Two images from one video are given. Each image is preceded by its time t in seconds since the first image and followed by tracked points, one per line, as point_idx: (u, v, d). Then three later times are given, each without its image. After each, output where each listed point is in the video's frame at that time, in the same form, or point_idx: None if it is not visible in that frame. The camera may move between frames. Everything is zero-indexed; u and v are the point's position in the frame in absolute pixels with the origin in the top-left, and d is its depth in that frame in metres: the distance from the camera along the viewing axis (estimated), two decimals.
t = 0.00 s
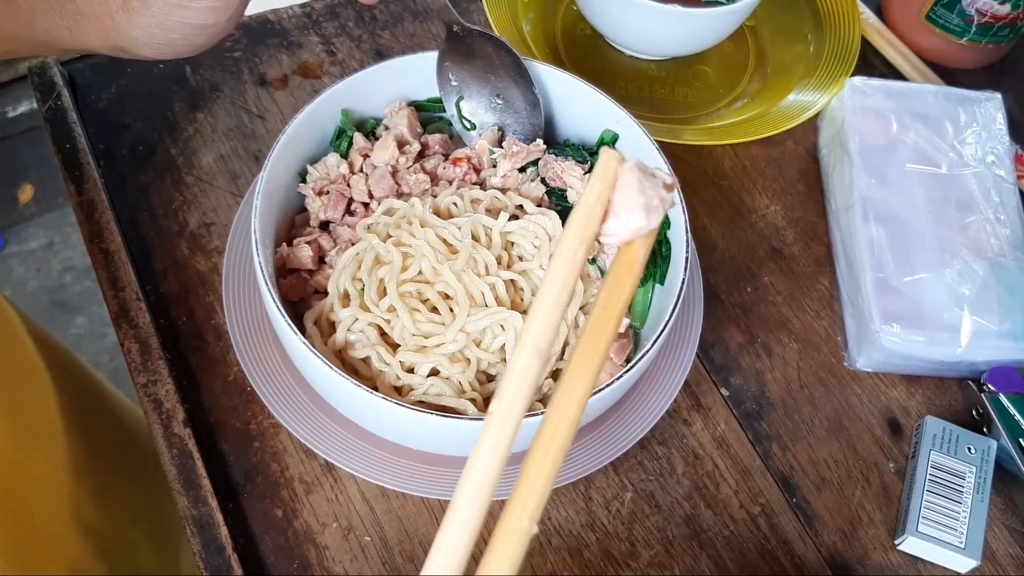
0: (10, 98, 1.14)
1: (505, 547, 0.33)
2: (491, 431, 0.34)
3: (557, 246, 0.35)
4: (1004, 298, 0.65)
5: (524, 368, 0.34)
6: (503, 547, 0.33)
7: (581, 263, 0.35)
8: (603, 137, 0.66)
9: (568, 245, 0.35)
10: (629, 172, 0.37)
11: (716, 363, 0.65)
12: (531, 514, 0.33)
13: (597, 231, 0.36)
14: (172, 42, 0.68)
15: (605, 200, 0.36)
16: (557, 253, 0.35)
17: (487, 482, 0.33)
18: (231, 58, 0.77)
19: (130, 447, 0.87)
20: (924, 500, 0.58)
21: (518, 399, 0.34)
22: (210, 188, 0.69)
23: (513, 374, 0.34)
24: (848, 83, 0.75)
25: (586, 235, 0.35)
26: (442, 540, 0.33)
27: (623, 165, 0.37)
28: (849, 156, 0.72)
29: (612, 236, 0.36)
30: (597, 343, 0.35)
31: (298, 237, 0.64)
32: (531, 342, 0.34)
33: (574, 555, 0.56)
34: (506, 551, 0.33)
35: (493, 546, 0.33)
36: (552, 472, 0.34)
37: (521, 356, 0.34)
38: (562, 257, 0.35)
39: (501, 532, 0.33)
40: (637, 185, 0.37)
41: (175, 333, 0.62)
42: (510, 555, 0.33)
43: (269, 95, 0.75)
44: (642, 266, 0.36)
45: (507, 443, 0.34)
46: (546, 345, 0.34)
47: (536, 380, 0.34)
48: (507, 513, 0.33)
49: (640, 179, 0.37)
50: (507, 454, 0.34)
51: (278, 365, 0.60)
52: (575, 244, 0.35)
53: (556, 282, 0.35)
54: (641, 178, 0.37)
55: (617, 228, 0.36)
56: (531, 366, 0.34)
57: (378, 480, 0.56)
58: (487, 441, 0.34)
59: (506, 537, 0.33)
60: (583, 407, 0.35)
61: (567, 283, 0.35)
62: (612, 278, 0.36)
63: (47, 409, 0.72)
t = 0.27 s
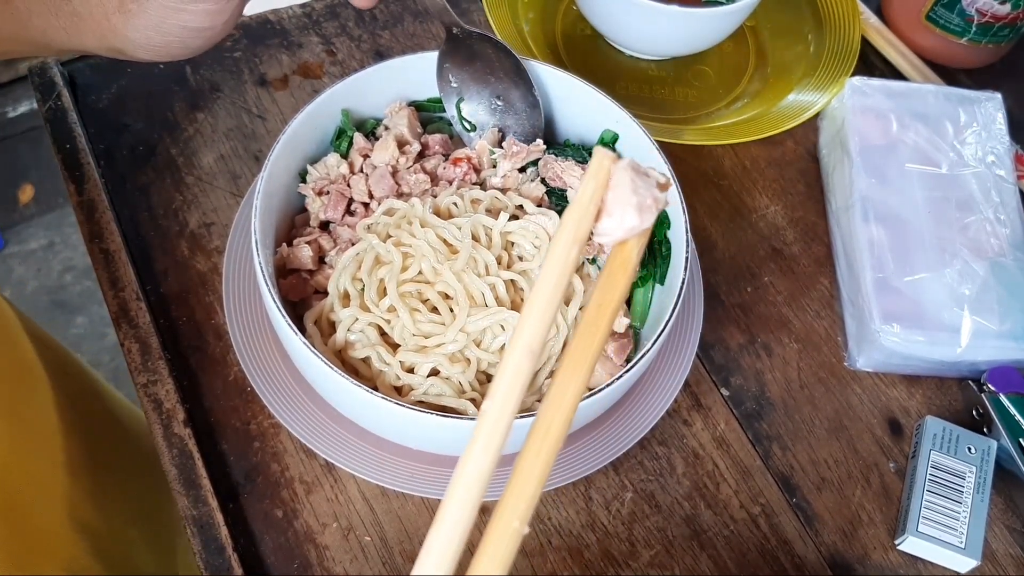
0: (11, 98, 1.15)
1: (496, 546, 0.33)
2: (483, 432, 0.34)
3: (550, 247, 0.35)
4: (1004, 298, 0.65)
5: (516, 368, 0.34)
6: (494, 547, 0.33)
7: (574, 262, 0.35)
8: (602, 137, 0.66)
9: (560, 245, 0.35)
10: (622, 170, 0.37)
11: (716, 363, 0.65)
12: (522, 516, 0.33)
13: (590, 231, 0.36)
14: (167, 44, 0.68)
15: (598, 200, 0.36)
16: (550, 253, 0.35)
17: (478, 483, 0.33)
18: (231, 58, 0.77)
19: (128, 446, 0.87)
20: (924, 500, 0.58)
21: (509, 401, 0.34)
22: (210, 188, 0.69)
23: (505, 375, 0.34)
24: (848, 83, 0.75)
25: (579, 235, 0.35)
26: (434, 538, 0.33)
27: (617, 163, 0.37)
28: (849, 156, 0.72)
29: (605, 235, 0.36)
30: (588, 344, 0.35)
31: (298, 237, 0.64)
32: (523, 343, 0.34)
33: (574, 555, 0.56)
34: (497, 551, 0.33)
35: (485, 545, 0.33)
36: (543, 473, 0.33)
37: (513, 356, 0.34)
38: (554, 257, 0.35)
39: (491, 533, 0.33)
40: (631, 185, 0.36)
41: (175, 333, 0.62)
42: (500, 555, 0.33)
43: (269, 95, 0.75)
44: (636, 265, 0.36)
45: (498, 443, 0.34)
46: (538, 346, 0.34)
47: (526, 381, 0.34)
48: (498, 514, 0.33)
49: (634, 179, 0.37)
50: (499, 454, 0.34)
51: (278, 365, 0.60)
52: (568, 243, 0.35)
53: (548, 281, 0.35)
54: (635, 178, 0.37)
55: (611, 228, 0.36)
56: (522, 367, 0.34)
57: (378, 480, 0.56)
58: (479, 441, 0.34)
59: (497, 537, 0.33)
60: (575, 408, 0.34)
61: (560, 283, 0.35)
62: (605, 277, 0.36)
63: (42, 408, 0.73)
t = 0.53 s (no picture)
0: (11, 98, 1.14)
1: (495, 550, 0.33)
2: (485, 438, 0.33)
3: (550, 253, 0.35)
4: (1005, 298, 0.65)
5: (516, 377, 0.33)
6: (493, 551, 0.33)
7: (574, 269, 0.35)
8: (603, 137, 0.66)
9: (560, 252, 0.35)
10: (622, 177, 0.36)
11: (716, 363, 0.65)
12: (520, 522, 0.33)
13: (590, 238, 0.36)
14: (167, 46, 0.68)
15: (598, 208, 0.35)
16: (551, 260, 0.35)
17: (479, 485, 0.33)
18: (232, 58, 0.77)
19: (128, 446, 0.88)
20: (924, 500, 0.58)
21: (510, 404, 0.33)
22: (210, 188, 0.69)
23: (505, 379, 0.33)
24: (848, 83, 0.75)
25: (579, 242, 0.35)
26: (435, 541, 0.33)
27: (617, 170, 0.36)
28: (849, 156, 0.72)
29: (605, 244, 0.35)
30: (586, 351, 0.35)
31: (299, 237, 0.64)
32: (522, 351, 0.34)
33: (574, 555, 0.56)
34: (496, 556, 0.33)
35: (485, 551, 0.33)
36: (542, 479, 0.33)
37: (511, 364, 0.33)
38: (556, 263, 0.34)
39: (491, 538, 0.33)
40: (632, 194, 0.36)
41: (175, 333, 0.62)
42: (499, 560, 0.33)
43: (269, 95, 0.75)
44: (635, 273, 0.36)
45: (497, 450, 0.33)
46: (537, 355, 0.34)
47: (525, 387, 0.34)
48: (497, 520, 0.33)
49: (634, 188, 0.36)
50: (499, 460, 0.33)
51: (278, 365, 0.60)
52: (568, 251, 0.35)
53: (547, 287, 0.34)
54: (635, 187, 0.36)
55: (610, 236, 0.35)
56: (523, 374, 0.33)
57: (378, 480, 0.56)
58: (479, 446, 0.33)
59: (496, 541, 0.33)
60: (574, 414, 0.34)
61: (560, 290, 0.34)
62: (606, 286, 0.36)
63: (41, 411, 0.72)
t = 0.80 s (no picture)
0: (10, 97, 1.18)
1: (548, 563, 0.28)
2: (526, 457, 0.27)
3: (599, 220, 0.28)
4: (1005, 298, 0.65)
5: (570, 358, 0.27)
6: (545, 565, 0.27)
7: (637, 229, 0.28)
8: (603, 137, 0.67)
9: (614, 219, 0.27)
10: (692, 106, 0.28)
11: (716, 363, 0.65)
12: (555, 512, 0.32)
13: (650, 195, 0.28)
14: (166, 47, 0.68)
15: (664, 149, 0.28)
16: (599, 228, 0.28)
17: (523, 507, 0.28)
18: (232, 58, 0.77)
19: (128, 444, 0.88)
20: (924, 500, 0.58)
21: (562, 390, 0.27)
22: (211, 187, 0.69)
23: (554, 363, 0.27)
24: (848, 83, 0.75)
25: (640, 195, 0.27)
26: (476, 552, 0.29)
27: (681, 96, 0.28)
28: (849, 156, 0.72)
29: (670, 197, 0.28)
30: (646, 343, 0.28)
31: (299, 237, 0.64)
32: (567, 349, 0.27)
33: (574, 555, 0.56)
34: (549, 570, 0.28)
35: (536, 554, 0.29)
36: (590, 504, 0.27)
37: (555, 370, 0.27)
38: (609, 221, 0.27)
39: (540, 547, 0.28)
40: (708, 131, 0.28)
41: (175, 333, 0.62)
42: None
43: (269, 95, 0.75)
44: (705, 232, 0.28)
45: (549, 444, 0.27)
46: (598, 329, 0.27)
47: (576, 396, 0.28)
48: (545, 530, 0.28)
49: (711, 124, 0.28)
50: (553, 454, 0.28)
51: (278, 365, 0.60)
52: (628, 207, 0.27)
53: (599, 265, 0.27)
54: (712, 122, 0.28)
55: (680, 185, 0.27)
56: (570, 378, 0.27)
57: (378, 481, 0.56)
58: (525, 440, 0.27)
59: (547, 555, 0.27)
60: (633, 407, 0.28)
61: (621, 253, 0.28)
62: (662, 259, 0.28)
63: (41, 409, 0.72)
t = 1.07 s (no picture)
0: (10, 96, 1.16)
1: None
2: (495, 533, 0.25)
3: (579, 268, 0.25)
4: (1005, 298, 0.65)
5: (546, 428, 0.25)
6: None
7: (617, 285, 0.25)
8: (603, 136, 0.67)
9: (594, 272, 0.25)
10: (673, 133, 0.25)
11: (716, 363, 0.65)
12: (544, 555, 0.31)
13: (632, 241, 0.25)
14: (167, 46, 0.68)
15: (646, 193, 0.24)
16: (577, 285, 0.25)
17: None
18: (232, 58, 0.77)
19: (128, 439, 0.88)
20: (924, 500, 0.58)
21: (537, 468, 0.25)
22: (211, 187, 0.69)
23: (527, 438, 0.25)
24: (848, 83, 0.75)
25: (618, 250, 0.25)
26: None
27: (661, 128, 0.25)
28: (849, 156, 0.72)
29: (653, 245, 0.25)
30: (627, 404, 0.25)
31: (299, 237, 0.64)
32: (541, 420, 0.25)
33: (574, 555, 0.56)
34: None
35: None
36: None
37: (529, 442, 0.25)
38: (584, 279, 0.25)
39: None
40: (698, 170, 0.24)
41: (175, 333, 0.62)
42: None
43: (269, 95, 0.75)
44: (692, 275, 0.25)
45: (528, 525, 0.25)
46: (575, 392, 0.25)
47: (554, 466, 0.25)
48: None
49: (700, 160, 0.25)
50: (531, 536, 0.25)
51: (279, 366, 0.60)
52: (607, 261, 0.25)
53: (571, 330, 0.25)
54: (703, 158, 0.25)
55: (663, 235, 0.24)
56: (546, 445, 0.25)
57: (378, 481, 0.56)
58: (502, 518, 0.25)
59: None
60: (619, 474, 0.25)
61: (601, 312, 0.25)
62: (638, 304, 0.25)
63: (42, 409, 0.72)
